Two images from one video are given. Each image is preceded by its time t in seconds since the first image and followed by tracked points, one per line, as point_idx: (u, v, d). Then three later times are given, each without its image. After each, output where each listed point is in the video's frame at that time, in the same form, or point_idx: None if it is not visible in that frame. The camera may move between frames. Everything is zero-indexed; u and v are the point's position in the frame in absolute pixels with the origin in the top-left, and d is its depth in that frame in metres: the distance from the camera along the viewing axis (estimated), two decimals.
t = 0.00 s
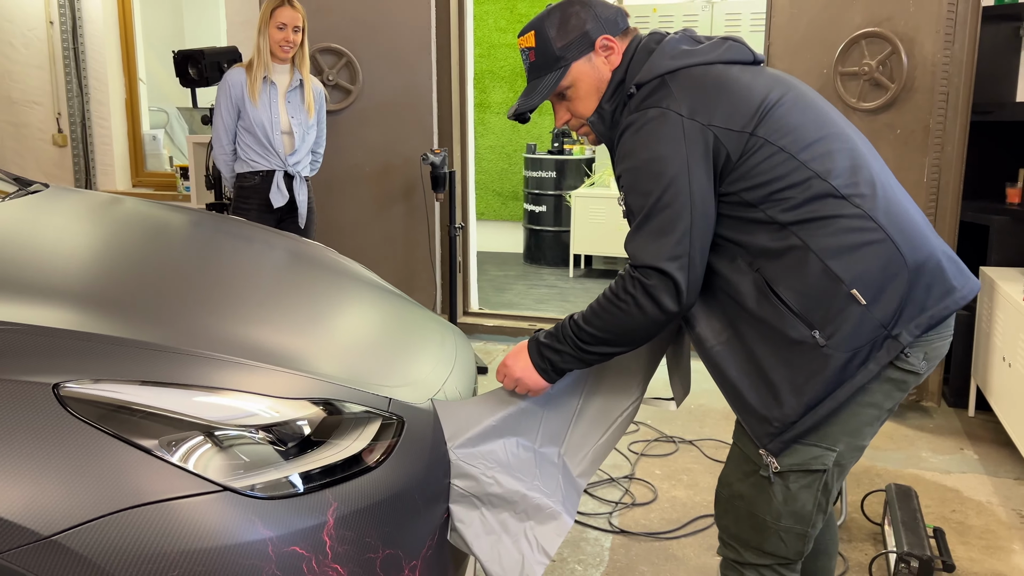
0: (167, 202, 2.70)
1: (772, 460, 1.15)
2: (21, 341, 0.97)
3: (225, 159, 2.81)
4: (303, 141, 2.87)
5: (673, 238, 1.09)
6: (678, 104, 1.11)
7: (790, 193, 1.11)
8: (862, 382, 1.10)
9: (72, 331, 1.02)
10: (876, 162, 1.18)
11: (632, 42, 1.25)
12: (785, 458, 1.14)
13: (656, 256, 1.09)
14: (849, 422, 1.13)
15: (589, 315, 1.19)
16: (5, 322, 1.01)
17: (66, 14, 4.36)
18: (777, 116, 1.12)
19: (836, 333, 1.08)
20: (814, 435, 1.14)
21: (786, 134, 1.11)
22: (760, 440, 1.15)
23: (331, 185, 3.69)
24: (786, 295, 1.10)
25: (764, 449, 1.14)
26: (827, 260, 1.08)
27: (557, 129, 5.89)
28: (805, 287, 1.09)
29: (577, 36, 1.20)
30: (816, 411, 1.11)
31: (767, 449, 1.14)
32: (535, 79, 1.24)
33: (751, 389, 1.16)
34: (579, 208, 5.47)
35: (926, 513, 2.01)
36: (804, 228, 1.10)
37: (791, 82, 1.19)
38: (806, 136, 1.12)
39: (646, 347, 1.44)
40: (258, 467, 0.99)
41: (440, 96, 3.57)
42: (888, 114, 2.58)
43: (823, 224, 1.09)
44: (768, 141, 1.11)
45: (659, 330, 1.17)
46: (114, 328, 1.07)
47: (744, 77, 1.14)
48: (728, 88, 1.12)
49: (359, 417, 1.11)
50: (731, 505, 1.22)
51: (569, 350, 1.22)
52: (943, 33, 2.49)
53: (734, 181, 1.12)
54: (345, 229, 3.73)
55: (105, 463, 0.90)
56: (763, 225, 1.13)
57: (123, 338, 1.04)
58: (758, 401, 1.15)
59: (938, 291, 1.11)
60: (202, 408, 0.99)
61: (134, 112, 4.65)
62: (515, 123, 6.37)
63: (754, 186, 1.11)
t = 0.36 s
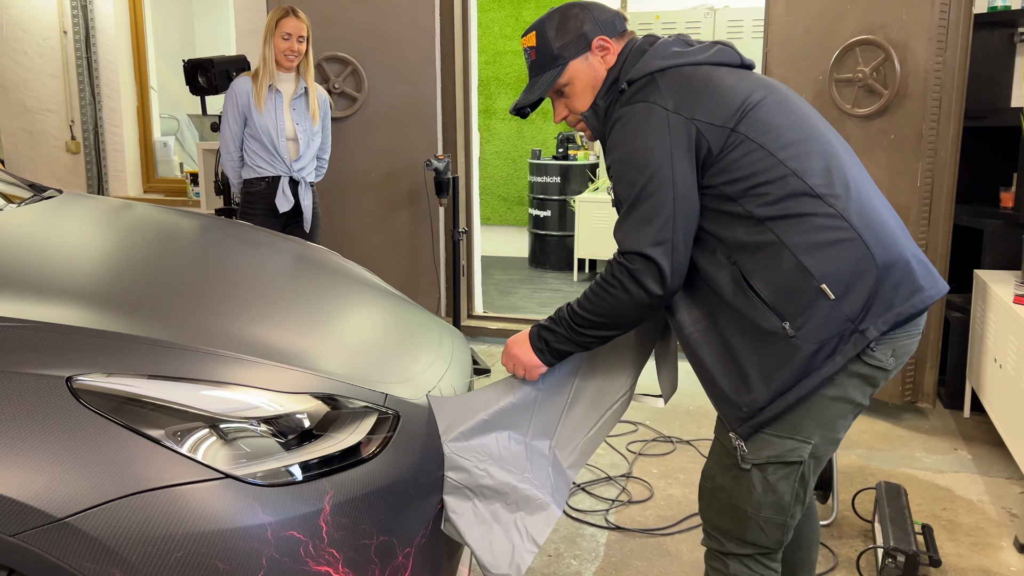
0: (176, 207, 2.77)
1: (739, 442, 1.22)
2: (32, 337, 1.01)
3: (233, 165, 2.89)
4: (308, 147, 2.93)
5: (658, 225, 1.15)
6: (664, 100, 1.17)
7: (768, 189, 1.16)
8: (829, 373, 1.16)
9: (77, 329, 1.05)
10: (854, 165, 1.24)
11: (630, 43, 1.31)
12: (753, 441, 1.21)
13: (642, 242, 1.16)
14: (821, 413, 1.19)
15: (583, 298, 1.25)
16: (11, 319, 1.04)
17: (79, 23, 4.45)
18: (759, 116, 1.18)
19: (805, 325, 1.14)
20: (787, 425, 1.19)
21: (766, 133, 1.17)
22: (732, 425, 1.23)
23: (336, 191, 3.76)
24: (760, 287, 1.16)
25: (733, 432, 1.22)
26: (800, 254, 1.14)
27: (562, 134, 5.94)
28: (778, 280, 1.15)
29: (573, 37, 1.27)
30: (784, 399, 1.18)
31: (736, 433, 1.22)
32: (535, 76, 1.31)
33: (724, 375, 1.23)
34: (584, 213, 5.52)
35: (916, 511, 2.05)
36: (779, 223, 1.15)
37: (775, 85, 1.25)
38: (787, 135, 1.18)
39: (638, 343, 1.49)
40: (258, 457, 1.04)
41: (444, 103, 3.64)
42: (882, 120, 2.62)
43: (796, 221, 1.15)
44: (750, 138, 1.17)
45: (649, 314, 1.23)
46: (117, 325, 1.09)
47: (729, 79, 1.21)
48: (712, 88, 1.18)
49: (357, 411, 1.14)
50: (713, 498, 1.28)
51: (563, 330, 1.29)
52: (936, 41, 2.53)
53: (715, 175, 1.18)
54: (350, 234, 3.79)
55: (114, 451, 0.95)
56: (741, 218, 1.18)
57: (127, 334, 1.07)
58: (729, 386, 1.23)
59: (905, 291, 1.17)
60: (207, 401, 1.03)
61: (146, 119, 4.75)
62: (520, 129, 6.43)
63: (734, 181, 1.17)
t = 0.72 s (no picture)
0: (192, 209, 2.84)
1: (719, 420, 1.29)
2: (50, 330, 1.06)
3: (247, 168, 2.95)
4: (320, 151, 2.99)
5: (652, 207, 1.21)
6: (670, 89, 1.23)
7: (762, 182, 1.21)
8: (806, 362, 1.21)
9: (96, 323, 1.09)
10: (851, 168, 1.28)
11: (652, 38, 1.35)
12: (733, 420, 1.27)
13: (637, 221, 1.22)
14: (800, 402, 1.23)
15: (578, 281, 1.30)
16: (33, 312, 1.09)
17: (99, 30, 4.54)
18: (761, 112, 1.23)
19: (786, 313, 1.20)
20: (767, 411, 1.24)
21: (766, 129, 1.22)
22: (712, 406, 1.29)
23: (349, 194, 3.82)
24: (748, 275, 1.22)
25: (714, 412, 1.28)
26: (785, 246, 1.19)
27: (573, 138, 5.97)
28: (764, 269, 1.21)
29: (596, 29, 1.32)
30: (761, 383, 1.23)
31: (716, 412, 1.28)
32: (557, 65, 1.36)
33: (708, 355, 1.29)
34: (594, 217, 5.55)
35: (918, 511, 2.07)
36: (769, 215, 1.21)
37: (782, 85, 1.30)
38: (786, 132, 1.23)
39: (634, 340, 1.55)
40: (265, 446, 1.07)
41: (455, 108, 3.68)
42: (887, 124, 2.65)
43: (785, 213, 1.20)
44: (750, 132, 1.22)
45: (643, 293, 1.27)
46: (137, 320, 1.14)
47: (737, 75, 1.26)
48: (718, 82, 1.24)
49: (360, 405, 1.18)
50: (705, 487, 1.32)
51: (557, 317, 1.33)
52: (940, 46, 2.52)
53: (713, 165, 1.24)
54: (362, 237, 3.84)
55: (127, 439, 0.99)
56: (733, 209, 1.24)
57: (143, 329, 1.12)
58: (712, 366, 1.29)
59: (887, 290, 1.21)
60: (217, 393, 1.07)
61: (163, 123, 4.84)
62: (532, 134, 6.46)
63: (730, 171, 1.22)
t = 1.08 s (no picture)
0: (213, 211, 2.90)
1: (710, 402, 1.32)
2: (66, 327, 1.10)
3: (266, 171, 3.00)
4: (338, 154, 3.03)
5: (661, 199, 1.24)
6: (685, 88, 1.27)
7: (768, 179, 1.24)
8: (801, 355, 1.23)
9: (114, 320, 1.13)
10: (858, 171, 1.31)
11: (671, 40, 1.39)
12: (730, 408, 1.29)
13: (646, 212, 1.25)
14: (794, 394, 1.25)
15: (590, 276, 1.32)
16: (54, 309, 1.13)
17: (126, 35, 4.63)
18: (772, 112, 1.27)
19: (784, 306, 1.22)
20: (758, 398, 1.27)
21: (774, 128, 1.26)
22: (710, 395, 1.31)
23: (368, 197, 3.86)
24: (751, 268, 1.24)
25: (712, 400, 1.30)
26: (786, 240, 1.22)
27: (592, 142, 5.97)
28: (766, 263, 1.23)
29: (616, 30, 1.35)
30: (758, 374, 1.26)
31: (714, 402, 1.30)
32: (578, 66, 1.39)
33: (709, 348, 1.32)
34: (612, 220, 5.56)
35: (931, 516, 2.06)
36: (773, 210, 1.24)
37: (795, 90, 1.33)
38: (794, 133, 1.26)
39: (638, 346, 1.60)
40: (272, 440, 1.10)
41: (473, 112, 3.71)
42: (904, 127, 2.64)
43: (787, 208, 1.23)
44: (760, 131, 1.25)
45: (653, 285, 1.28)
46: (155, 318, 1.18)
47: (751, 78, 1.30)
48: (732, 82, 1.28)
49: (366, 402, 1.20)
50: (680, 456, 1.38)
51: (570, 314, 1.35)
52: (958, 49, 2.49)
53: (722, 163, 1.27)
54: (380, 240, 3.88)
55: (137, 431, 1.03)
56: (740, 206, 1.27)
57: (153, 325, 1.15)
58: (711, 356, 1.31)
59: (885, 289, 1.23)
60: (226, 388, 1.10)
61: (188, 126, 4.92)
62: (552, 137, 6.46)
63: (737, 168, 1.26)
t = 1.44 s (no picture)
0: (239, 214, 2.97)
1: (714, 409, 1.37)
2: (88, 325, 1.15)
3: (291, 175, 3.07)
4: (360, 158, 3.09)
5: (658, 213, 1.27)
6: (675, 102, 1.31)
7: (758, 189, 1.29)
8: (795, 360, 1.28)
9: (131, 319, 1.18)
10: (845, 176, 1.35)
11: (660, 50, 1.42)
12: (732, 416, 1.34)
13: (646, 228, 1.27)
14: (788, 397, 1.31)
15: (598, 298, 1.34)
16: (73, 308, 1.18)
17: (160, 41, 4.75)
18: (759, 123, 1.31)
19: (777, 313, 1.26)
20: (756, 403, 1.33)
21: (762, 138, 1.30)
22: (711, 401, 1.36)
23: (391, 201, 3.90)
24: (745, 277, 1.29)
25: (715, 408, 1.34)
26: (777, 249, 1.26)
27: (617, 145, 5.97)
28: (760, 271, 1.28)
29: (607, 40, 1.38)
30: (754, 379, 1.30)
31: (715, 409, 1.35)
32: (569, 76, 1.41)
33: (706, 355, 1.36)
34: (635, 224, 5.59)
35: (948, 524, 2.05)
36: (763, 220, 1.28)
37: (783, 99, 1.37)
38: (781, 141, 1.31)
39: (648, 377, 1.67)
40: (280, 437, 1.14)
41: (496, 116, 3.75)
42: (927, 131, 2.62)
43: (778, 218, 1.27)
44: (749, 142, 1.29)
45: (655, 301, 1.31)
46: (168, 317, 1.23)
47: (737, 88, 1.34)
48: (720, 95, 1.32)
49: (374, 401, 1.24)
50: (688, 460, 1.44)
51: (584, 334, 1.38)
52: (982, 51, 2.45)
53: (713, 174, 1.31)
54: (403, 242, 3.92)
55: (151, 426, 1.07)
56: (731, 217, 1.31)
57: (166, 325, 1.19)
58: (709, 365, 1.35)
59: (874, 292, 1.28)
60: (237, 387, 1.14)
61: (219, 131, 5.00)
62: (577, 140, 6.46)
63: (728, 179, 1.29)
